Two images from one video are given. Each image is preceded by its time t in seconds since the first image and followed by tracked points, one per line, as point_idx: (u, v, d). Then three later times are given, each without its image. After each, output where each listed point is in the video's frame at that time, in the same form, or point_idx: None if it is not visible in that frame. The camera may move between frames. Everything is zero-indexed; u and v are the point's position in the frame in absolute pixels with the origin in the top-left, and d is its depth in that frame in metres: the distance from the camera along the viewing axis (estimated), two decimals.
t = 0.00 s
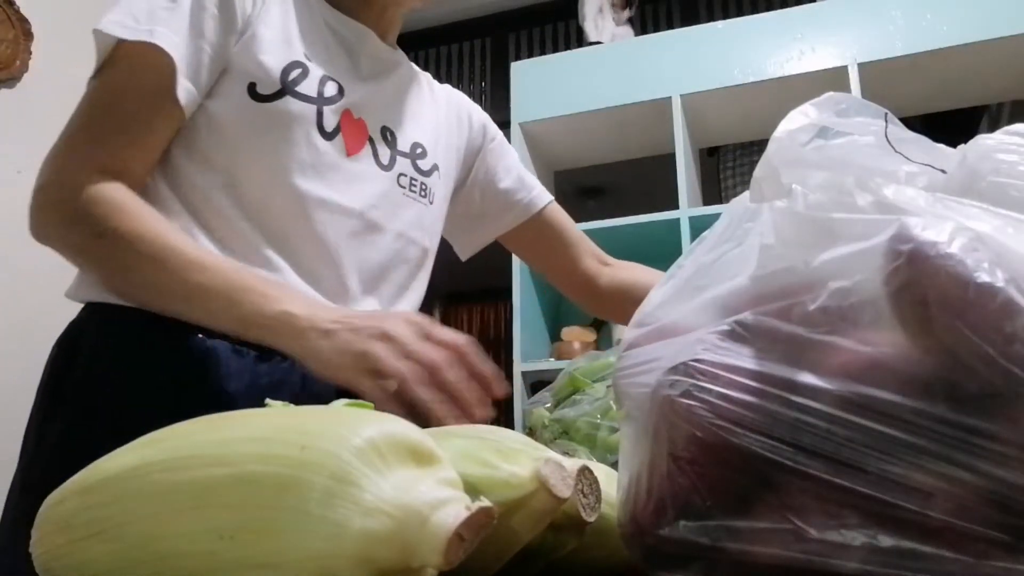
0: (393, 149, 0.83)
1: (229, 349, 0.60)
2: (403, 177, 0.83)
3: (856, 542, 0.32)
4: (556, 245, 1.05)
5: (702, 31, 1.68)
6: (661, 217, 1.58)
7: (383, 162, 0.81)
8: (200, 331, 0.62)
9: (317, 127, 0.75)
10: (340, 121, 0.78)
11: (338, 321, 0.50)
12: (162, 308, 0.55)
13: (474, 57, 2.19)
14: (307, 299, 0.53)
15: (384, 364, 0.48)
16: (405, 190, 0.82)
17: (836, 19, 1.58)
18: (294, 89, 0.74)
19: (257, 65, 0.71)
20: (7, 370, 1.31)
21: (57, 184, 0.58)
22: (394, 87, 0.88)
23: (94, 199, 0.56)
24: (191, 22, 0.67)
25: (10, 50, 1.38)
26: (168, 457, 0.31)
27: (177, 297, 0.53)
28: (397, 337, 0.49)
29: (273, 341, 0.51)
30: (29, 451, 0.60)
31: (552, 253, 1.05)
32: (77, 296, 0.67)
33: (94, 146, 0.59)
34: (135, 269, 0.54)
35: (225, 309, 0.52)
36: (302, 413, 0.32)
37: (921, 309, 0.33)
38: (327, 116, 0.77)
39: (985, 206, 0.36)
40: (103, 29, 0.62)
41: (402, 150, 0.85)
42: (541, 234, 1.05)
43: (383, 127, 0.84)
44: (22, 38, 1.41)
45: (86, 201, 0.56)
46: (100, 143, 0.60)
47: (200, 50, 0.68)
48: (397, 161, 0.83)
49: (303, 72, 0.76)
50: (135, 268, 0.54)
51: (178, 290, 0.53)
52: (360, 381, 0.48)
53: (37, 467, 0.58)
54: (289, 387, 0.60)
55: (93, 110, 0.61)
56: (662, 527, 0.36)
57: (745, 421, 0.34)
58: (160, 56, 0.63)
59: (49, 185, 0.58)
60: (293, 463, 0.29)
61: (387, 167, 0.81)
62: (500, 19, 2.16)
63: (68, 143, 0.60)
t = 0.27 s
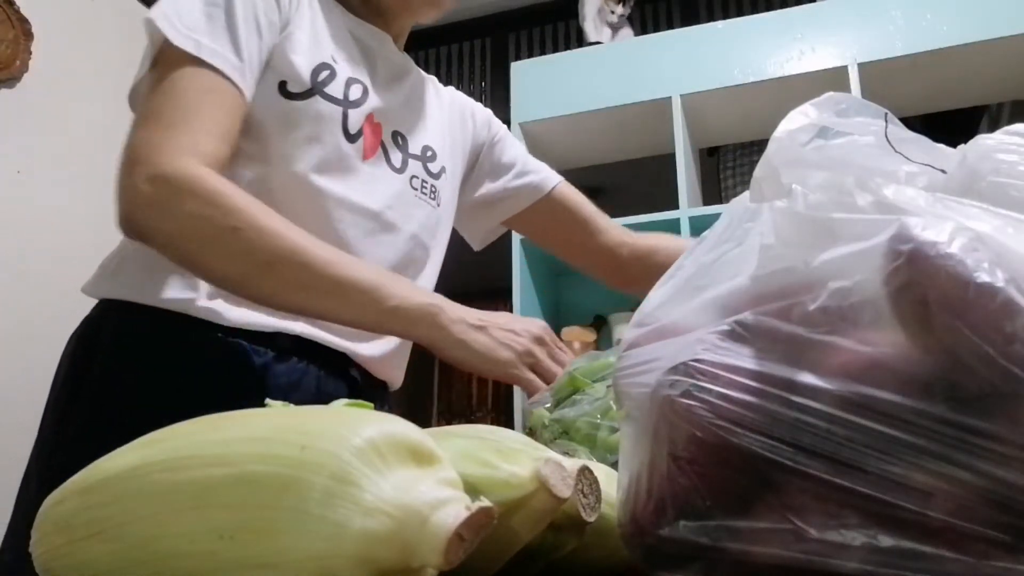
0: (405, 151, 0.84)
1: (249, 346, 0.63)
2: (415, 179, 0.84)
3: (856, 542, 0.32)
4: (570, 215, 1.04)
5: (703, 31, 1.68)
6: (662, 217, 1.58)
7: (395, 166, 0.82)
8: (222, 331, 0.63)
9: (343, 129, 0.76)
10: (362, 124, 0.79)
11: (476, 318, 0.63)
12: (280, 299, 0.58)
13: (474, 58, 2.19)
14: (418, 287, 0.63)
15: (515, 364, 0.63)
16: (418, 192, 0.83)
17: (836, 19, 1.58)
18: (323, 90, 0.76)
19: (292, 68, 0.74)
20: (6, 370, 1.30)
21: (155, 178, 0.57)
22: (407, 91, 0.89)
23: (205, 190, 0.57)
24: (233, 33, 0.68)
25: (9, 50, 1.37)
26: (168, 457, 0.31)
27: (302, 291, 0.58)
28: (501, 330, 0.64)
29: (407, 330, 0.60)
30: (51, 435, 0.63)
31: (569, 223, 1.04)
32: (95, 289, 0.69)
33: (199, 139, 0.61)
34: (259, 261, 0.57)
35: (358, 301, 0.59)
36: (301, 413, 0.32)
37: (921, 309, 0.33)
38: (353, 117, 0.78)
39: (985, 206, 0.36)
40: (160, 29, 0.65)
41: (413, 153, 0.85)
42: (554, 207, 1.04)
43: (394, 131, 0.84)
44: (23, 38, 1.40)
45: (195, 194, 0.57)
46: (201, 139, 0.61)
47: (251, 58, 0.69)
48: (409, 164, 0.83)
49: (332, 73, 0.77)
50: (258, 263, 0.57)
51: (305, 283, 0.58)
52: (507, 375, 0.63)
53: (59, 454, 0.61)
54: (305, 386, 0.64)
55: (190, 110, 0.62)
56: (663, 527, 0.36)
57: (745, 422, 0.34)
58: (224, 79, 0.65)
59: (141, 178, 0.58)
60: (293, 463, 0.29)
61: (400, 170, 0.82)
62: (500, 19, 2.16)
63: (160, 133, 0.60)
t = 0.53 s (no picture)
0: (421, 151, 0.85)
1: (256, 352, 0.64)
2: (432, 176, 0.85)
3: (856, 542, 0.32)
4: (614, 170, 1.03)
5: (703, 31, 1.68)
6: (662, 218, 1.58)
7: (411, 164, 0.83)
8: (231, 333, 0.64)
9: (356, 133, 0.76)
10: (375, 128, 0.79)
11: (478, 334, 0.63)
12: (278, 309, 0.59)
13: (474, 58, 2.19)
14: (421, 298, 0.63)
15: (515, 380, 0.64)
16: (436, 189, 0.85)
17: (836, 19, 1.58)
18: (335, 94, 0.76)
19: (300, 71, 0.73)
20: (7, 369, 1.30)
21: (160, 194, 0.59)
22: (421, 86, 0.90)
23: (207, 207, 0.58)
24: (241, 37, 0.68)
25: (9, 50, 1.37)
26: (169, 457, 0.31)
27: (301, 303, 0.59)
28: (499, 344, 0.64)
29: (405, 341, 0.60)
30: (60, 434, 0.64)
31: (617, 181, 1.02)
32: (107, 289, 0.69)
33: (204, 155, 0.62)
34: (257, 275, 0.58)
35: (356, 314, 0.59)
36: (301, 413, 0.32)
37: (921, 308, 0.33)
38: (366, 120, 0.78)
39: (985, 206, 0.36)
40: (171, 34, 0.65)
41: (429, 150, 0.86)
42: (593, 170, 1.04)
43: (408, 131, 0.85)
44: (23, 38, 1.40)
45: (196, 212, 0.58)
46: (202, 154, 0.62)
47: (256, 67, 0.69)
48: (425, 162, 0.85)
49: (344, 77, 0.77)
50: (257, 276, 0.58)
51: (304, 295, 0.59)
52: (503, 394, 0.63)
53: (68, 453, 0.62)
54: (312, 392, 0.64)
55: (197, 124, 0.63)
56: (662, 527, 0.36)
57: (745, 422, 0.34)
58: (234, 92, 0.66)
59: (147, 193, 0.60)
60: (293, 463, 0.29)
61: (415, 169, 0.83)
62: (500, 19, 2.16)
63: (166, 149, 0.61)
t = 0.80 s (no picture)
0: (423, 145, 0.85)
1: (250, 356, 0.64)
2: (435, 169, 0.85)
3: (856, 542, 0.32)
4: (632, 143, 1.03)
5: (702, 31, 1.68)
6: (661, 217, 1.58)
7: (412, 159, 0.83)
8: (227, 338, 0.64)
9: (348, 133, 0.76)
10: (369, 125, 0.79)
11: (427, 322, 0.58)
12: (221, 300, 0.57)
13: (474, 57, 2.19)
14: (376, 287, 0.60)
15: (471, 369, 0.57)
16: (440, 182, 0.84)
17: (836, 19, 1.58)
18: (326, 95, 0.75)
19: (289, 71, 0.73)
20: (7, 370, 1.30)
21: (103, 188, 0.59)
22: (427, 78, 0.89)
23: (146, 199, 0.57)
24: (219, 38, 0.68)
25: (9, 50, 1.36)
26: (168, 457, 0.31)
27: (242, 293, 0.57)
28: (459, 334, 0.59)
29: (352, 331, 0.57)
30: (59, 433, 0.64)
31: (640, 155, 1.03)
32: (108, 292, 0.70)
33: (149, 149, 0.61)
34: (198, 265, 0.57)
35: (299, 302, 0.57)
36: (301, 413, 0.32)
37: (921, 308, 0.33)
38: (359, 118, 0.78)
39: (985, 206, 0.36)
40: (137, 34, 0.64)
41: (431, 143, 0.86)
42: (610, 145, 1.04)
43: (409, 126, 0.85)
44: (23, 38, 1.40)
45: (136, 204, 0.57)
46: (146, 147, 0.61)
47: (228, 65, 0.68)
48: (427, 156, 0.85)
49: (335, 76, 0.77)
50: (198, 266, 0.57)
51: (245, 284, 0.57)
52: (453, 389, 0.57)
53: (64, 453, 0.62)
54: (306, 395, 0.64)
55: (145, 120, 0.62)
56: (662, 527, 0.36)
57: (745, 422, 0.34)
58: (193, 82, 0.65)
59: (93, 189, 0.59)
60: (293, 463, 0.29)
61: (417, 163, 0.83)
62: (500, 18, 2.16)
63: (113, 144, 0.61)
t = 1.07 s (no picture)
0: (418, 142, 0.85)
1: (252, 358, 0.63)
2: (430, 167, 0.84)
3: (857, 542, 0.32)
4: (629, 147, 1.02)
5: (702, 31, 1.68)
6: (661, 217, 1.58)
7: (408, 156, 0.83)
8: (227, 339, 0.64)
9: (347, 131, 0.76)
10: (367, 122, 0.79)
11: (441, 299, 0.56)
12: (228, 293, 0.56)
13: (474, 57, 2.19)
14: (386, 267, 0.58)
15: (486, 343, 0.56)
16: (433, 180, 0.84)
17: (836, 19, 1.58)
18: (325, 92, 0.75)
19: (287, 68, 0.73)
20: (7, 370, 1.29)
21: (100, 189, 0.58)
22: (420, 75, 0.89)
23: (143, 197, 0.56)
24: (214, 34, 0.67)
25: (9, 50, 1.36)
26: (167, 458, 0.31)
27: (250, 284, 0.56)
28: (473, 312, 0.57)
29: (366, 314, 0.56)
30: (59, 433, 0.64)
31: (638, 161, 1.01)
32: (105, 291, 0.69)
33: (145, 148, 0.60)
34: (200, 260, 0.55)
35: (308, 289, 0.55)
36: (300, 413, 0.32)
37: (921, 308, 0.33)
38: (357, 115, 0.78)
39: (986, 206, 0.36)
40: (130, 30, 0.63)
41: (426, 140, 0.86)
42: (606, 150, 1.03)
43: (404, 122, 0.84)
44: (23, 38, 1.39)
45: (132, 201, 0.56)
46: (143, 145, 0.60)
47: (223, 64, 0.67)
48: (423, 153, 0.84)
49: (333, 73, 0.76)
50: (200, 260, 0.55)
51: (252, 274, 0.56)
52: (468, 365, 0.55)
53: (67, 453, 0.62)
54: (309, 396, 0.64)
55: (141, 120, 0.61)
56: (662, 527, 0.36)
57: (745, 422, 0.34)
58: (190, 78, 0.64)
59: (90, 192, 0.58)
60: (293, 463, 0.29)
61: (413, 160, 0.83)
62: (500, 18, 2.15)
63: (111, 145, 0.60)
